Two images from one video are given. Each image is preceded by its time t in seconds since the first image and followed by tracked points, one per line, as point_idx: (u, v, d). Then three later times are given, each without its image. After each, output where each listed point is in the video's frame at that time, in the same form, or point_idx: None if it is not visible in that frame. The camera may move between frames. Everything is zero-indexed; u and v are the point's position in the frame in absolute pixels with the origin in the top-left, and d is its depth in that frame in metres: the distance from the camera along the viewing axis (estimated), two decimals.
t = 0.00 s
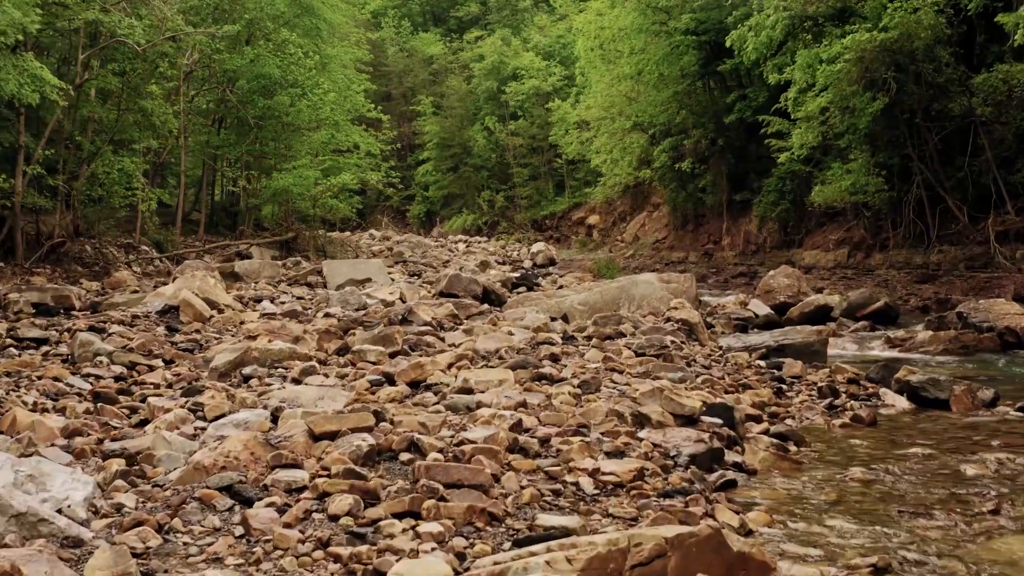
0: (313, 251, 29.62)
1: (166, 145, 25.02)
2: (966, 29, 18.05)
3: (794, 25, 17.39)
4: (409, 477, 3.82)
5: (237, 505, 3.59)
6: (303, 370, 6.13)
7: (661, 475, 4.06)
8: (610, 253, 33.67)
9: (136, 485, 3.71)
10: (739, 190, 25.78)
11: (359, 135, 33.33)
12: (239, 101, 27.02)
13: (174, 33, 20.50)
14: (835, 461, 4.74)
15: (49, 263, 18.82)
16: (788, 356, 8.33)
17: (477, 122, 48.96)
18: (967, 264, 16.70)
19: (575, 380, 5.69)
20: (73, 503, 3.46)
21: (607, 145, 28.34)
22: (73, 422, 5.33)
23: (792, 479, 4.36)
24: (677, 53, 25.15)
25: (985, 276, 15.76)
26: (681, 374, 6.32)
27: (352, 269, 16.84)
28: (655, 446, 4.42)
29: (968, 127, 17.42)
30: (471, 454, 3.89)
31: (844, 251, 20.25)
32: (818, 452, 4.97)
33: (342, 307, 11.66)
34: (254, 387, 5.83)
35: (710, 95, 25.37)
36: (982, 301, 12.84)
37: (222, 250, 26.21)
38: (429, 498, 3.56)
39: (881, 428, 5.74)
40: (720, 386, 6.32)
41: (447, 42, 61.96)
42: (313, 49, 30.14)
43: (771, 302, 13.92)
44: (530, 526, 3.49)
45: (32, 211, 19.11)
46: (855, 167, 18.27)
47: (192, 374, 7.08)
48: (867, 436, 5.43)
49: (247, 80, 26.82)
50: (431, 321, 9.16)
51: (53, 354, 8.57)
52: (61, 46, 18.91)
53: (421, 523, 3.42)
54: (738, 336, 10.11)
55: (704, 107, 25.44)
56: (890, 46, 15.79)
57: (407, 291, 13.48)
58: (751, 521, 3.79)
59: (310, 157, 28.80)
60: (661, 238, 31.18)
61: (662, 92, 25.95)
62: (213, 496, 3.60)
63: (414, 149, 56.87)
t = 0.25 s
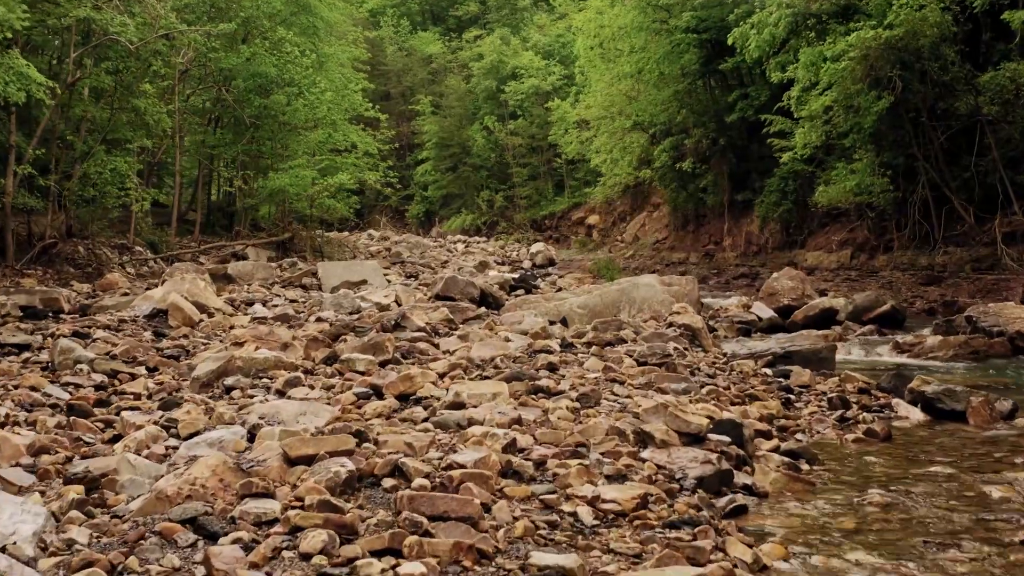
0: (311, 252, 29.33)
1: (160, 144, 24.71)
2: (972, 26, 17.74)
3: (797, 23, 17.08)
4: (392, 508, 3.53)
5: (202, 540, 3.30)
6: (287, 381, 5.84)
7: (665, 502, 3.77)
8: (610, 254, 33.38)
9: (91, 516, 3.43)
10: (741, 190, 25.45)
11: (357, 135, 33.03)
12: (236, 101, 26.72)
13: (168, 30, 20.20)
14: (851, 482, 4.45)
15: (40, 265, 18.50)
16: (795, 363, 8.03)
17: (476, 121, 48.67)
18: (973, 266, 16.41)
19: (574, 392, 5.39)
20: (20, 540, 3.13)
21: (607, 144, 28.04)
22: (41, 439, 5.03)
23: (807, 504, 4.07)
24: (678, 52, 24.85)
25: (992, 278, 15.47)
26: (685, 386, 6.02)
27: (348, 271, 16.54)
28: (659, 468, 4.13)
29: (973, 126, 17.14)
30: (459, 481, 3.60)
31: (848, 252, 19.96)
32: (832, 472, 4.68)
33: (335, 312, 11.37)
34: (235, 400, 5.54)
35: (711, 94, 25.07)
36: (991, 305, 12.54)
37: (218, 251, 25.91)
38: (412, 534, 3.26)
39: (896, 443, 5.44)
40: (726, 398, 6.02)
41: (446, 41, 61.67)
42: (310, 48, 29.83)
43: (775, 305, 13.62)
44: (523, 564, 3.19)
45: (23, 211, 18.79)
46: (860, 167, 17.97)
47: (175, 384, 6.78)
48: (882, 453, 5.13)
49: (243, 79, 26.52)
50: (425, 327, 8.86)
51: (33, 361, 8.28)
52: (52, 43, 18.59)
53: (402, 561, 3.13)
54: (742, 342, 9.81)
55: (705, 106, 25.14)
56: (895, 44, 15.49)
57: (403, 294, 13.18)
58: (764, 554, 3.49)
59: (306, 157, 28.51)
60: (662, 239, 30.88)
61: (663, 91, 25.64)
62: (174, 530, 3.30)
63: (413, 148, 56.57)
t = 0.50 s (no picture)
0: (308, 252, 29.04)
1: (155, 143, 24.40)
2: (978, 24, 17.43)
3: (800, 20, 16.77)
4: (372, 544, 3.23)
5: None
6: (269, 393, 5.54)
7: (671, 532, 3.48)
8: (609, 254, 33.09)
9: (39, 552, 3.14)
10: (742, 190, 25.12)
11: (354, 134, 32.75)
12: (231, 100, 26.42)
13: (161, 28, 19.88)
14: (869, 505, 4.15)
15: (31, 266, 18.17)
16: (802, 371, 7.73)
17: (475, 121, 48.37)
18: (980, 267, 16.12)
19: (572, 406, 5.08)
20: None
21: (607, 144, 27.73)
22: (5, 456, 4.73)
23: (824, 531, 3.77)
24: (679, 50, 24.54)
25: (999, 280, 15.17)
26: (689, 397, 5.72)
27: (343, 273, 16.24)
28: (663, 492, 3.84)
29: (979, 125, 16.82)
30: (444, 513, 3.31)
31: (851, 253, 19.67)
32: (849, 493, 4.38)
33: (327, 316, 11.06)
34: (214, 415, 5.24)
35: (713, 93, 24.76)
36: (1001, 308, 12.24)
37: (213, 251, 25.62)
38: None
39: (914, 459, 5.14)
40: (733, 411, 5.71)
41: (446, 40, 61.39)
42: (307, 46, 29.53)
43: (778, 308, 13.32)
44: None
45: (14, 211, 18.47)
46: (864, 167, 17.66)
47: (154, 395, 6.48)
48: (900, 471, 4.84)
49: (239, 78, 26.22)
50: (419, 333, 8.56)
51: (11, 368, 7.98)
52: (44, 41, 18.26)
53: None
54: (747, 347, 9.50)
55: (706, 105, 24.84)
56: (901, 41, 15.20)
57: (398, 297, 12.88)
58: None
59: (303, 156, 28.21)
60: (663, 239, 30.56)
61: (664, 89, 25.35)
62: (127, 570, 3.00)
63: (412, 148, 56.27)
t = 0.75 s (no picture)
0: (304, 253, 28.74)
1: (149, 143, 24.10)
2: (984, 21, 17.13)
3: (804, 17, 16.49)
4: None
5: None
6: (250, 406, 5.23)
7: (678, 567, 3.20)
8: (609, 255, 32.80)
9: None
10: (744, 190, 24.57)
11: (352, 133, 32.48)
12: (227, 99, 26.11)
13: (155, 26, 19.59)
14: (890, 531, 3.86)
15: (22, 267, 17.85)
16: (810, 379, 7.44)
17: (474, 120, 48.09)
18: (986, 269, 15.85)
19: (571, 420, 4.79)
20: None
21: (607, 143, 27.45)
22: None
23: (843, 561, 3.49)
24: (679, 48, 24.25)
25: (1007, 282, 14.89)
26: (694, 409, 5.42)
27: (337, 274, 15.96)
28: (667, 519, 3.55)
29: (986, 124, 16.50)
30: (429, 552, 3.02)
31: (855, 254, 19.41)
32: (868, 515, 4.09)
33: (320, 320, 10.76)
34: (192, 430, 4.94)
35: (714, 92, 24.48)
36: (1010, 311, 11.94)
37: (209, 252, 25.33)
38: None
39: (933, 476, 4.86)
40: (741, 425, 5.42)
41: (444, 39, 61.12)
42: (303, 45, 29.26)
43: (782, 311, 13.02)
44: None
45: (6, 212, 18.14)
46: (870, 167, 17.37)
47: (134, 405, 6.18)
48: (920, 491, 4.55)
49: (235, 77, 25.93)
50: (412, 339, 8.26)
51: None
52: (35, 39, 17.93)
53: None
54: (752, 353, 9.19)
55: (707, 104, 24.55)
56: (907, 39, 14.89)
57: (393, 300, 12.57)
58: None
59: (300, 156, 27.93)
60: (663, 239, 30.26)
61: (664, 88, 25.05)
62: None
63: (411, 147, 55.98)
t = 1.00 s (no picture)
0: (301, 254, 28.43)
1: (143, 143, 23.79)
2: (989, 19, 16.82)
3: (807, 14, 16.20)
4: None
5: None
6: (228, 421, 4.93)
7: None
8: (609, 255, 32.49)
9: None
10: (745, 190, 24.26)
11: (349, 133, 32.20)
12: (222, 98, 25.79)
13: (148, 23, 19.29)
14: (912, 561, 3.58)
15: (12, 269, 17.55)
16: (819, 388, 7.14)
17: (473, 120, 47.81)
18: (993, 271, 15.57)
19: (569, 436, 4.50)
20: None
21: (607, 143, 27.15)
22: None
23: None
24: (680, 46, 23.94)
25: (1015, 284, 14.60)
26: (699, 423, 5.13)
27: (332, 276, 15.66)
28: (672, 552, 3.27)
29: (992, 124, 16.18)
30: None
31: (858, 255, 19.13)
32: (887, 543, 3.81)
33: (312, 325, 10.47)
34: (166, 447, 4.65)
35: (715, 91, 24.19)
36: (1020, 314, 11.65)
37: (204, 253, 25.04)
38: None
39: (955, 497, 4.57)
40: (749, 440, 5.13)
41: (443, 38, 60.85)
42: (300, 44, 28.98)
43: (786, 314, 12.72)
44: None
45: None
46: (875, 167, 17.04)
47: (110, 417, 5.89)
48: (942, 514, 4.26)
49: (231, 77, 25.64)
50: (405, 345, 7.96)
51: None
52: (26, 37, 17.61)
53: None
54: (756, 360, 8.89)
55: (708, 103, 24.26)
56: (912, 36, 14.50)
57: (388, 303, 12.27)
58: None
59: (296, 156, 27.63)
60: (663, 240, 29.95)
61: (665, 87, 24.74)
62: None
63: (410, 147, 55.69)
